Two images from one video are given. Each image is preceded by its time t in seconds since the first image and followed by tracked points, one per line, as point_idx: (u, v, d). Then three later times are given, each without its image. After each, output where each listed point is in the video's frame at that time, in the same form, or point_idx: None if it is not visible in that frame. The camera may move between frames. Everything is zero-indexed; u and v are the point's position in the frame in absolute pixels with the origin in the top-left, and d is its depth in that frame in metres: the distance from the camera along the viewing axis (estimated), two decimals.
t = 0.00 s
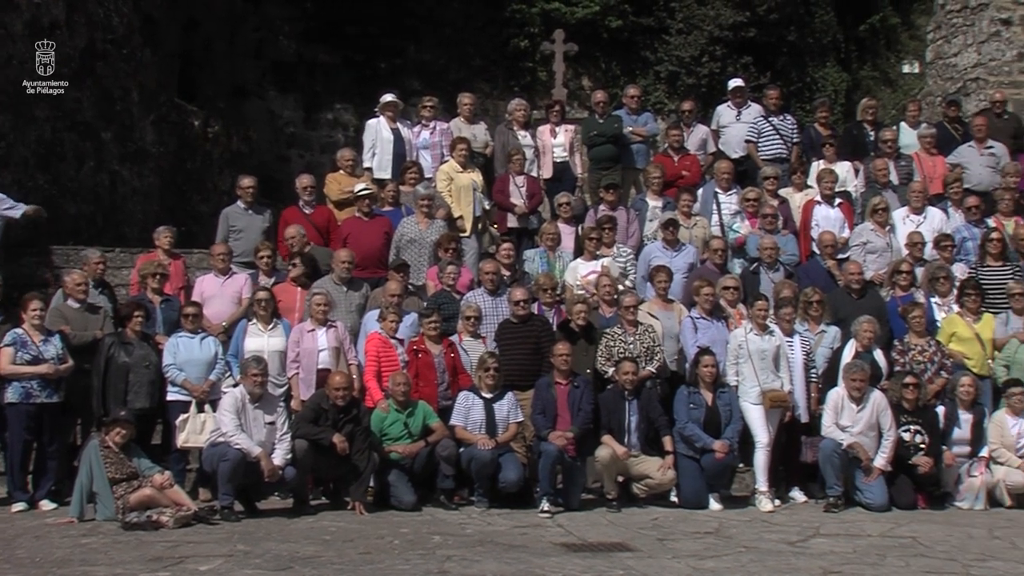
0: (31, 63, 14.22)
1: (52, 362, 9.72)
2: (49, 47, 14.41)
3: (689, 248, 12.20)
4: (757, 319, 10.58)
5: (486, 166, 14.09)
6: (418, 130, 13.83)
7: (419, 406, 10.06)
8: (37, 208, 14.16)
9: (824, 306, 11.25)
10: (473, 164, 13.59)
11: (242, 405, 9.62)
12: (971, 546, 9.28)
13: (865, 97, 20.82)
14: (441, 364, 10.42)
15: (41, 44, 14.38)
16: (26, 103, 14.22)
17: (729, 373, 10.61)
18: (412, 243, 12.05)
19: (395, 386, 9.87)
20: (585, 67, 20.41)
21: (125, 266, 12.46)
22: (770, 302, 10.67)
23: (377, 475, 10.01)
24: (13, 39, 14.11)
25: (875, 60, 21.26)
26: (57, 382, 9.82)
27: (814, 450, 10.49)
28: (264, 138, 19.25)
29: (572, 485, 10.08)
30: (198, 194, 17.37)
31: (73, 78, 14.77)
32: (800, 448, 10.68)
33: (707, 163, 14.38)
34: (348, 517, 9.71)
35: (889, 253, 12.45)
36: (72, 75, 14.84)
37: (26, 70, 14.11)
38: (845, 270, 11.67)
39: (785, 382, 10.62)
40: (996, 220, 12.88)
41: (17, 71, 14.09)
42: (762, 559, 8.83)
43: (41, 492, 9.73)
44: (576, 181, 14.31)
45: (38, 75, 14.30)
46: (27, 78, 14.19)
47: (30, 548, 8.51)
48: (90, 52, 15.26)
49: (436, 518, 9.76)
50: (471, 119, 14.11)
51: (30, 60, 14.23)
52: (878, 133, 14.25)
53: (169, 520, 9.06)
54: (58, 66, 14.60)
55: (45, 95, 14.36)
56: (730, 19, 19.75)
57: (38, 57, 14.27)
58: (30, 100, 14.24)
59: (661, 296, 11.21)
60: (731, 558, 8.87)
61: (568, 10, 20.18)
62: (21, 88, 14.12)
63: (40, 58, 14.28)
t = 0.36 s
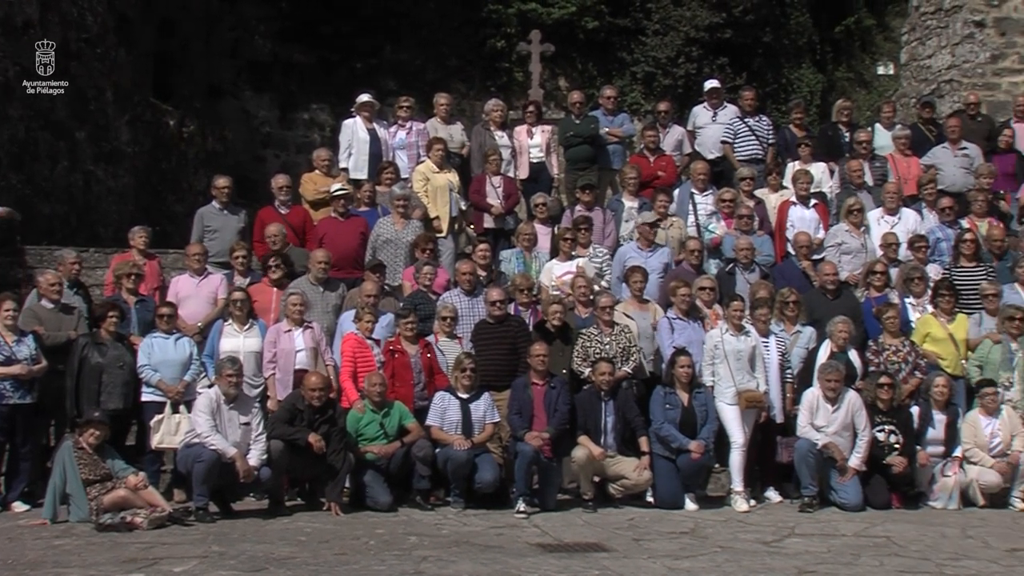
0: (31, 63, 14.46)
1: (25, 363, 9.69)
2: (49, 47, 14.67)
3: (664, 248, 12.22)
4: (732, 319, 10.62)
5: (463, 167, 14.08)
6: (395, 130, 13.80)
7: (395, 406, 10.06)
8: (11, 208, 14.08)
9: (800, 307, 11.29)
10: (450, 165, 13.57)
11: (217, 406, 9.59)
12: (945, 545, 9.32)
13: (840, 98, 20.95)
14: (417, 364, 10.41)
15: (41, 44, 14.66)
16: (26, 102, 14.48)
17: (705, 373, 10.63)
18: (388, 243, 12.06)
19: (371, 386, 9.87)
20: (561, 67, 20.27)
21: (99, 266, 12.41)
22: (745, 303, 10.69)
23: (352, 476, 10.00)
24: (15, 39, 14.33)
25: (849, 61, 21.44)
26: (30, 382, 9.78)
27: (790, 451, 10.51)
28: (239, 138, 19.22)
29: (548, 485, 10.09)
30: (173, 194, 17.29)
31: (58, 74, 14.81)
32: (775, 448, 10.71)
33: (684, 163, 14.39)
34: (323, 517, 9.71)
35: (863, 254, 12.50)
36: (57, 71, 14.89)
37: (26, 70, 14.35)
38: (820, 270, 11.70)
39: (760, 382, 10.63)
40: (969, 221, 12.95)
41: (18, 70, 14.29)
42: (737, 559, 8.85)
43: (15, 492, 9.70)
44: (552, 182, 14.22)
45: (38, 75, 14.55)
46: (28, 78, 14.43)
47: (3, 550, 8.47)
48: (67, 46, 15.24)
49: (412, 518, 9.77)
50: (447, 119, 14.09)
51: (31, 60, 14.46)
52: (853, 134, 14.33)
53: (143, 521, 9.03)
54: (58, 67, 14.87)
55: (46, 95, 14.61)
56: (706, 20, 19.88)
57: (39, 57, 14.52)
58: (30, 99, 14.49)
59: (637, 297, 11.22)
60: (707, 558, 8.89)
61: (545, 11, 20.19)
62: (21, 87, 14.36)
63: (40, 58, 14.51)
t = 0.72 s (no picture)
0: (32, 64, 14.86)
1: None
2: (49, 48, 15.08)
3: (641, 249, 12.23)
4: (709, 320, 10.62)
5: (439, 167, 14.08)
6: (371, 131, 13.77)
7: (371, 407, 10.05)
8: None
9: (777, 308, 11.32)
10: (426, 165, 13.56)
11: (191, 407, 9.60)
12: (919, 545, 9.36)
13: (815, 100, 21.01)
14: (393, 364, 10.41)
15: (41, 44, 15.03)
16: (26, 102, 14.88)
17: (681, 374, 10.64)
18: (365, 244, 12.02)
19: (347, 387, 9.85)
20: (539, 68, 20.45)
21: (73, 267, 12.36)
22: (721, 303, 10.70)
23: (329, 477, 9.96)
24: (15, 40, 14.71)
25: (826, 64, 21.51)
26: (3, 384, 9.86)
27: (765, 451, 10.61)
28: (214, 139, 19.20)
29: (524, 486, 10.10)
30: (149, 194, 17.20)
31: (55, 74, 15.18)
32: (752, 449, 10.72)
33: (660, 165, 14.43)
34: (300, 519, 9.69)
35: (838, 255, 12.53)
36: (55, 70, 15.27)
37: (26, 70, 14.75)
38: (796, 272, 11.77)
39: (737, 383, 10.64)
40: (944, 222, 13.00)
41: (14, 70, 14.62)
42: (712, 559, 8.88)
43: None
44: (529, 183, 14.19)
45: (38, 75, 14.95)
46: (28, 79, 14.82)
47: None
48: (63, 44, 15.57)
49: (388, 520, 9.74)
50: (424, 119, 14.09)
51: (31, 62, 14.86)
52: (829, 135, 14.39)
53: (117, 523, 9.01)
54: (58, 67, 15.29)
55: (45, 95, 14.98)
56: (683, 22, 19.81)
57: (39, 57, 14.91)
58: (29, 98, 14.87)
59: (613, 298, 11.21)
60: (682, 558, 8.91)
61: (521, 12, 20.15)
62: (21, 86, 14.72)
63: (40, 58, 14.92)
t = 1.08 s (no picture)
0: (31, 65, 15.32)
1: None
2: (49, 48, 15.55)
3: (614, 251, 12.24)
4: (681, 321, 10.65)
5: (411, 168, 14.08)
6: (343, 132, 13.75)
7: (343, 408, 10.03)
8: None
9: (748, 307, 11.32)
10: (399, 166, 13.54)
11: (162, 407, 9.50)
12: (890, 545, 9.40)
13: (787, 102, 21.08)
14: (364, 367, 10.38)
15: (42, 45, 15.51)
16: (16, 101, 15.13)
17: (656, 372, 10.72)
18: (337, 244, 12.00)
19: (319, 387, 9.83)
20: (511, 68, 20.51)
21: (43, 267, 12.30)
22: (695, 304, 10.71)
23: (300, 479, 9.95)
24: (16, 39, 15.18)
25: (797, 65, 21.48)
26: None
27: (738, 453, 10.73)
28: (186, 139, 19.01)
29: (496, 485, 10.08)
30: (119, 194, 17.13)
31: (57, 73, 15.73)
32: (723, 450, 10.75)
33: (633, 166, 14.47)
34: (271, 520, 9.68)
35: (810, 257, 12.59)
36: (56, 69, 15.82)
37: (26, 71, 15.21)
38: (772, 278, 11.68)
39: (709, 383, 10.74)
40: (914, 224, 13.06)
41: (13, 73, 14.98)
42: (684, 560, 8.90)
43: None
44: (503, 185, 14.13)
45: (37, 75, 15.39)
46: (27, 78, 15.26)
47: None
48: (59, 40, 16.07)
49: (360, 521, 9.74)
50: (396, 120, 14.09)
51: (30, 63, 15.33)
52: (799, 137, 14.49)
53: (86, 525, 8.99)
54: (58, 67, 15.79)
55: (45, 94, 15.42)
56: (655, 23, 19.77)
57: (40, 58, 15.40)
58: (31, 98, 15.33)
59: (586, 298, 11.27)
60: (654, 559, 8.92)
61: (494, 12, 20.14)
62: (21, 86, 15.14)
63: (39, 58, 15.39)
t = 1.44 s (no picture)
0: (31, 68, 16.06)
1: None
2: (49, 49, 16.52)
3: (587, 251, 12.24)
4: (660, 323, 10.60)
5: (383, 168, 14.08)
6: (314, 132, 13.71)
7: (313, 408, 9.99)
8: None
9: (721, 306, 11.41)
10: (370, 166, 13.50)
11: (129, 379, 9.44)
12: (859, 545, 9.44)
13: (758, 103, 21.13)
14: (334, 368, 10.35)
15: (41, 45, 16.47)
16: None
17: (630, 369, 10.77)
18: (309, 245, 11.95)
19: (288, 388, 9.83)
20: (482, 69, 20.31)
21: (10, 268, 12.24)
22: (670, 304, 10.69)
23: (270, 480, 9.92)
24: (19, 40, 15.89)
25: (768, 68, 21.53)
26: None
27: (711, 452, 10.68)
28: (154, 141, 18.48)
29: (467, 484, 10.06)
30: (88, 194, 17.05)
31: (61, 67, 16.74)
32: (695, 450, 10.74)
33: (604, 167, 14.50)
34: (238, 522, 9.66)
35: (779, 258, 12.58)
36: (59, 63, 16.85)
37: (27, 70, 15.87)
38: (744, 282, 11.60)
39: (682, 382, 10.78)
40: (883, 225, 13.11)
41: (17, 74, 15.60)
42: (654, 560, 8.92)
43: None
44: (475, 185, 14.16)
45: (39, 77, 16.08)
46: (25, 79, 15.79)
47: None
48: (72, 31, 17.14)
49: (330, 522, 9.73)
50: (368, 120, 14.10)
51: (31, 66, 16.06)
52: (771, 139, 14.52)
53: (53, 527, 8.98)
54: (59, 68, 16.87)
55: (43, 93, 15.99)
56: (627, 24, 19.85)
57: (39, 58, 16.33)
58: (22, 97, 15.68)
59: (558, 299, 11.22)
60: (625, 559, 8.94)
61: (467, 13, 20.00)
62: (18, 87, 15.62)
63: (40, 59, 16.30)
